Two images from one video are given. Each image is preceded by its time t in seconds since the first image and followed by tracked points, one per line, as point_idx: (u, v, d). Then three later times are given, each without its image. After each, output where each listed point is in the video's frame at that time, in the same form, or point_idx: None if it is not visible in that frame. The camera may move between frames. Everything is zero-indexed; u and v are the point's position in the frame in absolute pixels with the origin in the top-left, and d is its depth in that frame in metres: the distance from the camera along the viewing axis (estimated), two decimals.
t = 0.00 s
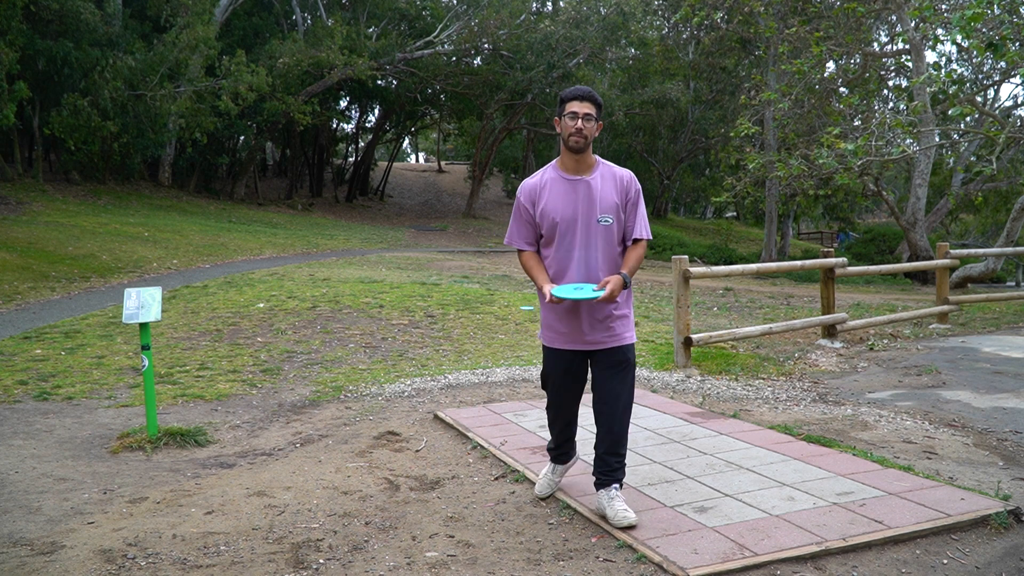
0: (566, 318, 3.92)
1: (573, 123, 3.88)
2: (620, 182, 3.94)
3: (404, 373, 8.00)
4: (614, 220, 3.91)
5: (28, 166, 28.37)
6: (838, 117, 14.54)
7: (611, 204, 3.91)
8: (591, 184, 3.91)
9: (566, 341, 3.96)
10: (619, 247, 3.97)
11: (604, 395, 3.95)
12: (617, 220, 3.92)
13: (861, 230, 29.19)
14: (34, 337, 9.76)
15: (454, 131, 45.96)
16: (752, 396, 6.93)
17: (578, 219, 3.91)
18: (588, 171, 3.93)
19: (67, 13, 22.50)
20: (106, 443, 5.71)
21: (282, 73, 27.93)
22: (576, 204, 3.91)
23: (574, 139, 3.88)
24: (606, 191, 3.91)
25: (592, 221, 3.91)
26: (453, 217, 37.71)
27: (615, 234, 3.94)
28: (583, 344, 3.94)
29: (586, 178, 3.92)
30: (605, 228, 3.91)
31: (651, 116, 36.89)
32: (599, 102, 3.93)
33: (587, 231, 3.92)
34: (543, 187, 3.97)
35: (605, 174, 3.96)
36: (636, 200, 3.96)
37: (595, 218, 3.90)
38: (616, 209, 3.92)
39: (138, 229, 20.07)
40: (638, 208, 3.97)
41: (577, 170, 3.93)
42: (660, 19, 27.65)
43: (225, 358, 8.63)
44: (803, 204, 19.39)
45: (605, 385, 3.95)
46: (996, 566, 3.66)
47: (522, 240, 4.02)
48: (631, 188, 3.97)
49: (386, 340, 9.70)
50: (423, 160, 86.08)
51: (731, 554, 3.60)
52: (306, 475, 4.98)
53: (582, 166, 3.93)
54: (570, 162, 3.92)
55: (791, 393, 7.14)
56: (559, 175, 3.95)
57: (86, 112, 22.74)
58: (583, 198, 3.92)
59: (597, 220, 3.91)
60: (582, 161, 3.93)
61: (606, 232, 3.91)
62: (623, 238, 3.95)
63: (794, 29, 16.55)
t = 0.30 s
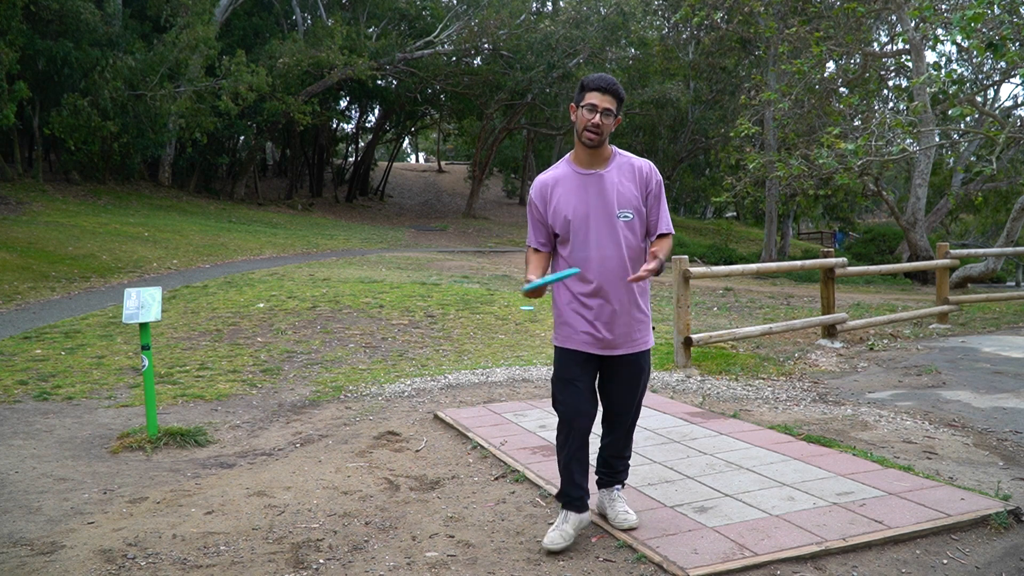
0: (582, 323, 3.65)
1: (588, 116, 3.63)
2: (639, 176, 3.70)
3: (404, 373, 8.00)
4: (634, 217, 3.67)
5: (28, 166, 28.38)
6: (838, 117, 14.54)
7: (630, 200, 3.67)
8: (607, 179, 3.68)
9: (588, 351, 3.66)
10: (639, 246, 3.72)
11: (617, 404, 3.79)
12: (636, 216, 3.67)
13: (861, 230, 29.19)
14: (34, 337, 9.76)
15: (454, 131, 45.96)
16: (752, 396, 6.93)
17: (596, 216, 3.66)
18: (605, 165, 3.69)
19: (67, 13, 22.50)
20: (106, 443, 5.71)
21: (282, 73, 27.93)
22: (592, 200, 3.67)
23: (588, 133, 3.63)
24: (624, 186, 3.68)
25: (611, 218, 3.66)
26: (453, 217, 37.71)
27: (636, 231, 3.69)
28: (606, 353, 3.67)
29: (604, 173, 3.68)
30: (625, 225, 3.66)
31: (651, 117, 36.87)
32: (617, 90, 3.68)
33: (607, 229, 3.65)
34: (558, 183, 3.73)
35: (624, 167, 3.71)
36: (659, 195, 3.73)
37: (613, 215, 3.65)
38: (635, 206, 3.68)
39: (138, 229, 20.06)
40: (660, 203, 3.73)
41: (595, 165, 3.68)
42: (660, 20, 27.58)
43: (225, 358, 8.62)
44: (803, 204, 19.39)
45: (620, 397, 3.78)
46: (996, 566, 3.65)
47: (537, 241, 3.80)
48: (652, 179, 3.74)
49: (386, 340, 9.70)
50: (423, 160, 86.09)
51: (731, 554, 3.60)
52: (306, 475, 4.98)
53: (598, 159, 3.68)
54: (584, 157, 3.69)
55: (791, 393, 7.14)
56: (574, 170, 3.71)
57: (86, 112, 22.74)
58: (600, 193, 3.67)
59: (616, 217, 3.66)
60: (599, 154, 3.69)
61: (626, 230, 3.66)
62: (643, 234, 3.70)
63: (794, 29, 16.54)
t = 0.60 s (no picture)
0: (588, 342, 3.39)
1: (588, 117, 3.35)
2: (647, 181, 3.45)
3: (404, 373, 8.00)
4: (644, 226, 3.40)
5: (28, 166, 28.39)
6: (838, 117, 14.55)
7: (638, 208, 3.40)
8: (613, 185, 3.39)
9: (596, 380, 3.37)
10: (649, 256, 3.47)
11: (622, 421, 3.58)
12: (645, 225, 3.41)
13: (861, 230, 29.19)
14: (34, 337, 9.76)
15: (454, 131, 45.95)
16: (752, 396, 6.93)
17: (601, 228, 3.37)
18: (610, 170, 3.41)
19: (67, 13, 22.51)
20: (106, 443, 5.71)
21: (282, 73, 27.94)
22: (598, 210, 3.38)
23: (591, 136, 3.33)
24: (631, 192, 3.41)
25: (620, 229, 3.37)
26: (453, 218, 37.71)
27: (646, 241, 3.43)
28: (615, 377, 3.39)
29: (610, 179, 3.40)
30: (635, 234, 3.38)
31: (651, 117, 36.88)
32: (615, 84, 3.40)
33: (615, 241, 3.37)
34: (558, 191, 3.42)
35: (630, 171, 3.44)
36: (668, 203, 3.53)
37: (622, 225, 3.37)
38: (645, 214, 3.41)
39: (138, 229, 20.07)
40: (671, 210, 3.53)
41: (598, 171, 3.40)
42: (660, 20, 27.57)
43: (225, 358, 8.63)
44: (803, 204, 19.40)
45: (625, 412, 3.55)
46: (995, 566, 3.65)
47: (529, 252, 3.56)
48: (662, 184, 3.51)
49: (386, 340, 9.70)
50: (423, 160, 86.13)
51: (731, 554, 3.61)
52: (306, 475, 4.98)
53: (601, 164, 3.39)
54: (587, 163, 3.39)
55: (791, 393, 7.14)
56: (575, 177, 3.41)
57: (86, 112, 22.74)
58: (606, 202, 3.38)
59: (625, 227, 3.37)
60: (603, 158, 3.39)
61: (636, 240, 3.38)
62: (652, 244, 3.45)
63: (794, 29, 16.54)
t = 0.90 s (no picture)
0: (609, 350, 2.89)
1: (597, 85, 2.88)
2: (667, 163, 2.97)
3: (404, 373, 8.00)
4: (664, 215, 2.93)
5: (28, 166, 28.38)
6: (838, 117, 14.56)
7: (658, 193, 2.91)
8: (630, 166, 2.89)
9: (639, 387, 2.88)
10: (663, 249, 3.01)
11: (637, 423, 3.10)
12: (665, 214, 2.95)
13: (861, 230, 29.21)
14: (33, 337, 9.75)
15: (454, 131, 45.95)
16: (752, 396, 6.92)
17: (616, 214, 2.86)
18: (626, 149, 2.91)
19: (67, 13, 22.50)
20: (106, 443, 5.71)
21: (282, 73, 27.93)
22: (613, 195, 2.87)
23: (600, 106, 2.87)
24: (650, 174, 2.92)
25: (637, 218, 2.88)
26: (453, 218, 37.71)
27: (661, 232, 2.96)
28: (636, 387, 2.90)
29: (626, 158, 2.90)
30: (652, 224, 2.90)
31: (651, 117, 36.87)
32: (626, 46, 2.92)
33: (633, 232, 2.88)
34: (566, 172, 2.89)
35: (647, 150, 2.95)
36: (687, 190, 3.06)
37: (640, 214, 2.88)
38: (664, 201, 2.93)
39: (138, 229, 20.07)
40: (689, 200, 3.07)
41: (612, 148, 2.89)
42: (661, 20, 27.56)
43: (225, 358, 8.63)
44: (803, 205, 19.39)
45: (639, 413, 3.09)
46: (996, 566, 3.65)
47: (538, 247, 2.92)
48: (681, 174, 3.03)
49: (386, 339, 9.70)
50: (423, 160, 86.14)
51: (731, 554, 3.61)
52: (306, 475, 4.98)
53: (614, 142, 2.90)
54: (595, 140, 2.90)
55: (791, 393, 7.13)
56: (584, 155, 2.90)
57: (86, 112, 22.74)
58: (622, 185, 2.88)
59: (642, 216, 2.88)
60: (617, 134, 2.90)
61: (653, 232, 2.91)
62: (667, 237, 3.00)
63: (794, 29, 16.52)
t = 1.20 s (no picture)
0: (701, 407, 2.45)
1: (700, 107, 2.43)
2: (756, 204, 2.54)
3: (404, 373, 8.00)
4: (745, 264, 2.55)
5: (29, 166, 28.39)
6: (838, 117, 14.58)
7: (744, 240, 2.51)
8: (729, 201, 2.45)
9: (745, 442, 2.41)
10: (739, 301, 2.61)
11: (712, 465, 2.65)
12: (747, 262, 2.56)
13: (861, 230, 29.19)
14: (34, 337, 9.75)
15: (454, 131, 45.94)
16: (752, 396, 6.93)
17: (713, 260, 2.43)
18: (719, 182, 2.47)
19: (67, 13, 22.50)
20: (106, 443, 5.71)
21: (283, 73, 27.94)
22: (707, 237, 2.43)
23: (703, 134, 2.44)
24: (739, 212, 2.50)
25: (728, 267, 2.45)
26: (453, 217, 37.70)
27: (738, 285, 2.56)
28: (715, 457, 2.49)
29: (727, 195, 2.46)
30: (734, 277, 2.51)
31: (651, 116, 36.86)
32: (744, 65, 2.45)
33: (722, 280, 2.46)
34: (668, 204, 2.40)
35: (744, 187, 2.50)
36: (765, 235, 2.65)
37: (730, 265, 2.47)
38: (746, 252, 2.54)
39: (138, 229, 20.07)
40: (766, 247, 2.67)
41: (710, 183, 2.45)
42: (661, 20, 27.53)
43: (225, 358, 8.63)
44: (803, 204, 19.40)
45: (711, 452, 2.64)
46: (995, 566, 3.63)
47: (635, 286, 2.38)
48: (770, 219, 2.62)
49: (386, 339, 9.70)
50: (423, 160, 86.11)
51: (731, 554, 3.61)
52: (306, 475, 4.98)
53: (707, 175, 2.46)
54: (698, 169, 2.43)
55: (791, 393, 7.13)
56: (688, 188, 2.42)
57: (86, 112, 22.75)
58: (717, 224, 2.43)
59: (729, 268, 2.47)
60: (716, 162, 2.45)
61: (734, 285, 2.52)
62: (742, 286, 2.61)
63: (794, 29, 16.51)
